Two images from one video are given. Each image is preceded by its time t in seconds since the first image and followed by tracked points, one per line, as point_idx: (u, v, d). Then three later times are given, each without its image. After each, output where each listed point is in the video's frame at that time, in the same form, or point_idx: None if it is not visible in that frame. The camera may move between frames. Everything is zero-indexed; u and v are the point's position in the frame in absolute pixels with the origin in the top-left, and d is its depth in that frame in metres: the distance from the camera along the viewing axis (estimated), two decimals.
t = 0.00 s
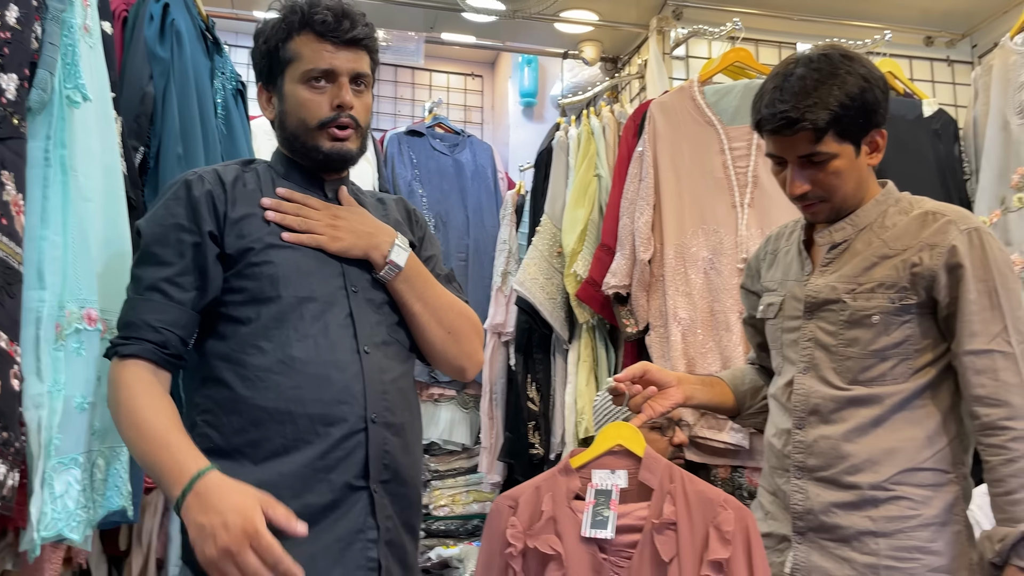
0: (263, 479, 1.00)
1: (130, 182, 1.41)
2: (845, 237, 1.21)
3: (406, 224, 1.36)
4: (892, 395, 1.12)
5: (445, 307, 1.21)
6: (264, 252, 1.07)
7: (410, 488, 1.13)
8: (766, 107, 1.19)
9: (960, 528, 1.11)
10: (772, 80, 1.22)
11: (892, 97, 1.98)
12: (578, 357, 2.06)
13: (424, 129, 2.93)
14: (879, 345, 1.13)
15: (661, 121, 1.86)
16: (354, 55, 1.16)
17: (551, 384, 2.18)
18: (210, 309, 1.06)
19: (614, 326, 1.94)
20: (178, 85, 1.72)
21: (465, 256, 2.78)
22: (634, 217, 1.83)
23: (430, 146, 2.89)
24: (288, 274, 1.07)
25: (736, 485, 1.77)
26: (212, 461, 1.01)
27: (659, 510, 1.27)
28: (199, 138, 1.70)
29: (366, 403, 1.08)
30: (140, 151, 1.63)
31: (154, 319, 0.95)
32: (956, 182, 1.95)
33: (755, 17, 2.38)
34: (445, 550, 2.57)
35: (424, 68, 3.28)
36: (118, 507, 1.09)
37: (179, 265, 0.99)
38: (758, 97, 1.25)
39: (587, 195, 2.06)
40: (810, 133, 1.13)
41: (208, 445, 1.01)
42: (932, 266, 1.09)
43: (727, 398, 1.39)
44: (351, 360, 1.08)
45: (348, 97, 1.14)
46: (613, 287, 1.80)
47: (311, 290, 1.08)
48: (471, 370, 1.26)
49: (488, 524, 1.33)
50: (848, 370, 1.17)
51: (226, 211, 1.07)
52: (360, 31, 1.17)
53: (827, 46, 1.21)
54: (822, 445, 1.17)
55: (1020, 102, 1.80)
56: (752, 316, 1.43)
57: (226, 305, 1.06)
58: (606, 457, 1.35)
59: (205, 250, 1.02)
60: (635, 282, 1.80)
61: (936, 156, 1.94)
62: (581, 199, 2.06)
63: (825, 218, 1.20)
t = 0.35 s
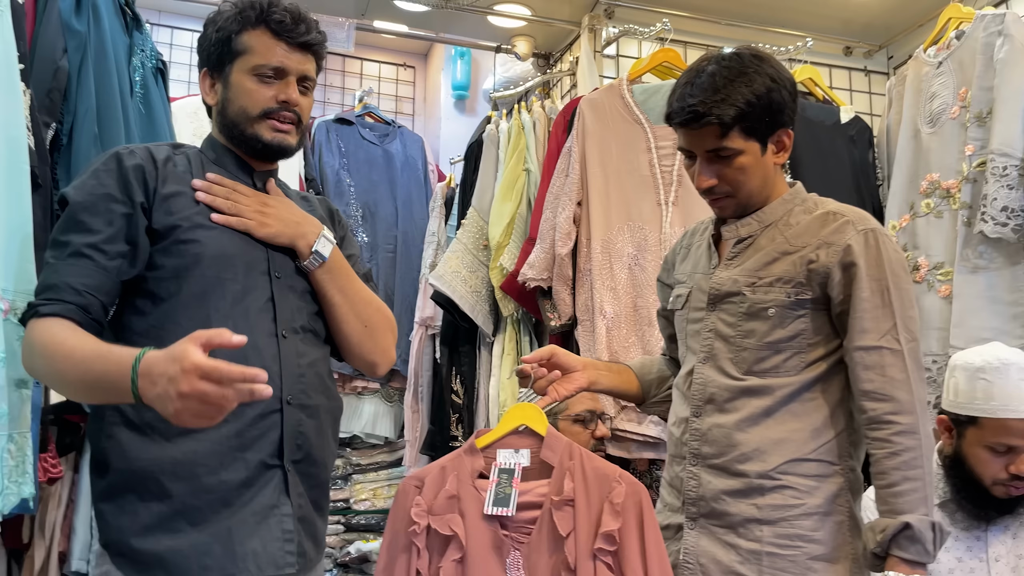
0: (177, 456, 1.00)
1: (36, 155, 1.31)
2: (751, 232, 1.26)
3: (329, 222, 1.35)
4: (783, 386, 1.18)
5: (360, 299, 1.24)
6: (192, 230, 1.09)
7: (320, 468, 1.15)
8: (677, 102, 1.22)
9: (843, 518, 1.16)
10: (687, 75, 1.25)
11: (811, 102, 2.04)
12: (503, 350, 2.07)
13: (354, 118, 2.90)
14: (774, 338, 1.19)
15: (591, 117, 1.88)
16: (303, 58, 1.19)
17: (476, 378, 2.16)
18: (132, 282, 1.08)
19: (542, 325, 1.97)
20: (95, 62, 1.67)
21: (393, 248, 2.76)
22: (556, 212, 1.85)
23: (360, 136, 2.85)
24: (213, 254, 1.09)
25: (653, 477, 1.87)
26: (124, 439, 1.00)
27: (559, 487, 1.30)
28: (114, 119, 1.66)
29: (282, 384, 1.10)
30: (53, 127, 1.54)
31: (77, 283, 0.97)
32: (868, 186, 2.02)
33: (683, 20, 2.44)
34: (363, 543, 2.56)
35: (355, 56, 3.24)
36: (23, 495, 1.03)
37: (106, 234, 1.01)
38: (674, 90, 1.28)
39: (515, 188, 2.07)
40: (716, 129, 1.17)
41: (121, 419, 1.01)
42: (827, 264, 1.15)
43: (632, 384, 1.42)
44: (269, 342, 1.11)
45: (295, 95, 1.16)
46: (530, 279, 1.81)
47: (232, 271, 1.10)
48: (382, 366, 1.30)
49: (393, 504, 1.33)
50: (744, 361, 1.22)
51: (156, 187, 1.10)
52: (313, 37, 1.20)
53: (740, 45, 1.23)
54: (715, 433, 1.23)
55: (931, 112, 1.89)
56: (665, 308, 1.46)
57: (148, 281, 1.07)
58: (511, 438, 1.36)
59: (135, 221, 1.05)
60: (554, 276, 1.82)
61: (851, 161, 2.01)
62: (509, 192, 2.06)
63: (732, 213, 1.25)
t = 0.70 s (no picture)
0: (172, 453, 1.04)
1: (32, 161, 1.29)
2: (730, 239, 1.28)
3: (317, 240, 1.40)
4: (761, 393, 1.19)
5: (348, 315, 1.29)
6: (190, 238, 1.13)
7: (306, 471, 1.16)
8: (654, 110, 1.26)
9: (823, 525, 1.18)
10: (665, 86, 1.28)
11: (805, 109, 2.05)
12: (498, 354, 2.05)
13: (348, 122, 2.90)
14: (752, 344, 1.21)
15: (586, 125, 1.87)
16: (298, 91, 1.20)
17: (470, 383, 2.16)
18: (125, 285, 1.11)
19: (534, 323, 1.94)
20: (90, 67, 1.65)
21: (388, 253, 2.75)
22: (557, 218, 1.84)
23: (355, 140, 2.86)
24: (208, 262, 1.13)
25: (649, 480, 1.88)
26: (122, 438, 1.04)
27: (539, 497, 1.28)
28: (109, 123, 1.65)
29: (274, 388, 1.13)
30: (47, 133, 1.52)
31: (73, 272, 1.00)
32: (863, 192, 2.03)
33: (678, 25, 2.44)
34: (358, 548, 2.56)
35: (349, 60, 3.23)
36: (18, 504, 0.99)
37: (106, 232, 1.05)
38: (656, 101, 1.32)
39: (511, 194, 2.07)
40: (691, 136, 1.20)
41: (116, 420, 1.05)
42: (804, 269, 1.17)
43: (614, 392, 1.43)
44: (261, 349, 1.12)
45: (283, 127, 1.18)
46: (534, 287, 1.80)
47: (227, 279, 1.14)
48: (364, 381, 1.33)
49: (380, 507, 1.32)
50: (723, 367, 1.24)
51: (156, 197, 1.14)
52: (307, 70, 1.20)
53: (717, 56, 1.27)
54: (698, 440, 1.25)
55: (925, 119, 1.90)
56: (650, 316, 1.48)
57: (141, 285, 1.11)
58: (495, 444, 1.34)
59: (133, 225, 1.08)
60: (556, 282, 1.81)
61: (846, 167, 2.01)
62: (506, 197, 2.06)
63: (709, 221, 1.28)
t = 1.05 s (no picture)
0: (226, 473, 1.06)
1: (90, 186, 1.34)
2: (775, 249, 1.27)
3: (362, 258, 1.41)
4: (813, 404, 1.18)
5: (392, 330, 1.31)
6: (242, 258, 1.16)
7: (352, 486, 1.20)
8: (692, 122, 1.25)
9: (881, 538, 1.16)
10: (702, 97, 1.28)
11: (854, 111, 2.01)
12: (543, 365, 2.06)
13: (394, 136, 2.93)
14: (802, 355, 1.19)
15: (629, 131, 1.87)
16: (348, 111, 1.21)
17: (517, 393, 2.17)
18: (180, 304, 1.14)
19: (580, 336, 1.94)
20: (145, 90, 1.69)
21: (434, 264, 2.77)
22: (601, 228, 1.84)
23: (400, 153, 2.89)
24: (260, 282, 1.16)
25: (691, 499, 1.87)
26: (175, 458, 1.06)
27: (579, 513, 1.37)
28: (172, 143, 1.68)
29: (321, 407, 1.16)
30: (108, 156, 1.56)
31: (129, 294, 1.02)
32: (915, 195, 1.98)
33: (721, 30, 2.42)
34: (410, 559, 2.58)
35: (395, 74, 3.27)
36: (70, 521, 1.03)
37: (161, 254, 1.07)
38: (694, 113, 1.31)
39: (555, 205, 2.05)
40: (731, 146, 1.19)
41: (169, 434, 1.07)
42: (852, 278, 1.15)
43: (659, 406, 1.40)
44: (309, 367, 1.16)
45: (333, 145, 1.19)
46: (576, 297, 1.80)
47: (277, 300, 1.17)
48: (407, 396, 1.35)
49: (431, 517, 1.46)
50: (773, 379, 1.23)
51: (209, 218, 1.16)
52: (358, 91, 1.21)
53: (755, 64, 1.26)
54: (749, 453, 1.23)
55: (979, 119, 1.86)
56: (696, 327, 1.48)
57: (195, 303, 1.14)
58: (538, 458, 1.44)
59: (187, 247, 1.10)
60: (600, 292, 1.80)
61: (897, 168, 1.96)
62: (549, 208, 2.05)
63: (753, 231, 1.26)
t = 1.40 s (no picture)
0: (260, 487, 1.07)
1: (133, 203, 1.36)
2: (822, 254, 1.26)
3: (397, 269, 1.41)
4: (866, 414, 1.16)
5: (426, 344, 1.31)
6: (278, 274, 1.16)
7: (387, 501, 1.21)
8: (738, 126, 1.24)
9: (938, 551, 1.13)
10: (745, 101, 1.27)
11: (900, 110, 1.95)
12: (584, 374, 2.03)
13: (434, 146, 2.95)
14: (853, 363, 1.18)
15: (667, 137, 1.85)
16: (378, 118, 1.21)
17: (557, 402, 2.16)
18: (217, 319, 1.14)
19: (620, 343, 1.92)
20: (188, 109, 1.72)
21: (475, 272, 2.78)
22: (639, 234, 1.82)
23: (440, 164, 2.90)
24: (296, 297, 1.15)
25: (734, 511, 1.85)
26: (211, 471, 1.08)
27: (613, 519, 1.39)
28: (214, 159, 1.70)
29: (355, 422, 1.16)
30: (146, 173, 1.64)
31: (175, 320, 1.03)
32: (966, 195, 1.91)
33: (760, 32, 2.38)
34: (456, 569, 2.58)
35: (435, 85, 3.30)
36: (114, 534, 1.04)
37: (204, 277, 1.07)
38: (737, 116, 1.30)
39: (593, 212, 2.04)
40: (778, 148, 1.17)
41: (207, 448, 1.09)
42: (905, 282, 1.13)
43: (704, 411, 1.37)
44: (343, 383, 1.16)
45: (368, 152, 1.18)
46: (614, 303, 1.79)
47: (313, 314, 1.16)
48: (441, 408, 1.36)
49: (478, 524, 1.53)
50: (823, 389, 1.21)
51: (247, 234, 1.17)
52: (387, 98, 1.22)
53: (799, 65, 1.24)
54: (797, 464, 1.21)
55: None
56: (740, 335, 1.44)
57: (232, 319, 1.14)
58: (576, 465, 1.49)
59: (226, 266, 1.11)
60: (638, 299, 1.78)
61: (947, 168, 1.90)
62: (587, 215, 2.04)
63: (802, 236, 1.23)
